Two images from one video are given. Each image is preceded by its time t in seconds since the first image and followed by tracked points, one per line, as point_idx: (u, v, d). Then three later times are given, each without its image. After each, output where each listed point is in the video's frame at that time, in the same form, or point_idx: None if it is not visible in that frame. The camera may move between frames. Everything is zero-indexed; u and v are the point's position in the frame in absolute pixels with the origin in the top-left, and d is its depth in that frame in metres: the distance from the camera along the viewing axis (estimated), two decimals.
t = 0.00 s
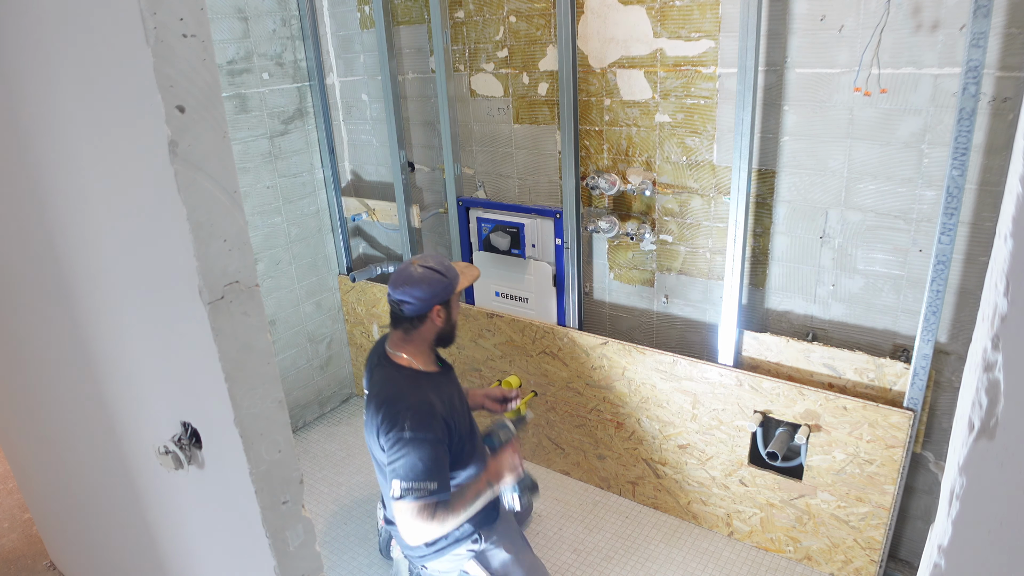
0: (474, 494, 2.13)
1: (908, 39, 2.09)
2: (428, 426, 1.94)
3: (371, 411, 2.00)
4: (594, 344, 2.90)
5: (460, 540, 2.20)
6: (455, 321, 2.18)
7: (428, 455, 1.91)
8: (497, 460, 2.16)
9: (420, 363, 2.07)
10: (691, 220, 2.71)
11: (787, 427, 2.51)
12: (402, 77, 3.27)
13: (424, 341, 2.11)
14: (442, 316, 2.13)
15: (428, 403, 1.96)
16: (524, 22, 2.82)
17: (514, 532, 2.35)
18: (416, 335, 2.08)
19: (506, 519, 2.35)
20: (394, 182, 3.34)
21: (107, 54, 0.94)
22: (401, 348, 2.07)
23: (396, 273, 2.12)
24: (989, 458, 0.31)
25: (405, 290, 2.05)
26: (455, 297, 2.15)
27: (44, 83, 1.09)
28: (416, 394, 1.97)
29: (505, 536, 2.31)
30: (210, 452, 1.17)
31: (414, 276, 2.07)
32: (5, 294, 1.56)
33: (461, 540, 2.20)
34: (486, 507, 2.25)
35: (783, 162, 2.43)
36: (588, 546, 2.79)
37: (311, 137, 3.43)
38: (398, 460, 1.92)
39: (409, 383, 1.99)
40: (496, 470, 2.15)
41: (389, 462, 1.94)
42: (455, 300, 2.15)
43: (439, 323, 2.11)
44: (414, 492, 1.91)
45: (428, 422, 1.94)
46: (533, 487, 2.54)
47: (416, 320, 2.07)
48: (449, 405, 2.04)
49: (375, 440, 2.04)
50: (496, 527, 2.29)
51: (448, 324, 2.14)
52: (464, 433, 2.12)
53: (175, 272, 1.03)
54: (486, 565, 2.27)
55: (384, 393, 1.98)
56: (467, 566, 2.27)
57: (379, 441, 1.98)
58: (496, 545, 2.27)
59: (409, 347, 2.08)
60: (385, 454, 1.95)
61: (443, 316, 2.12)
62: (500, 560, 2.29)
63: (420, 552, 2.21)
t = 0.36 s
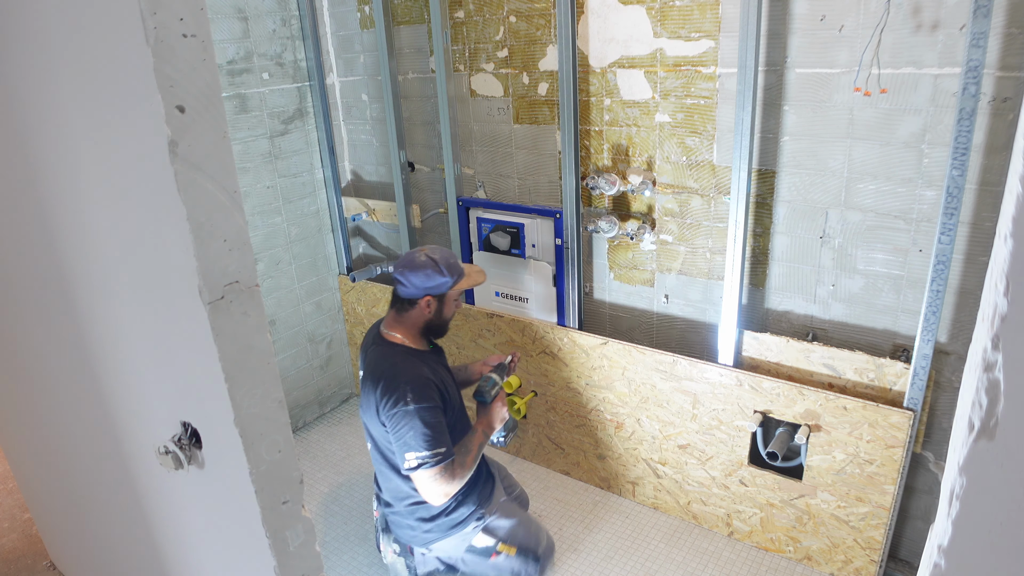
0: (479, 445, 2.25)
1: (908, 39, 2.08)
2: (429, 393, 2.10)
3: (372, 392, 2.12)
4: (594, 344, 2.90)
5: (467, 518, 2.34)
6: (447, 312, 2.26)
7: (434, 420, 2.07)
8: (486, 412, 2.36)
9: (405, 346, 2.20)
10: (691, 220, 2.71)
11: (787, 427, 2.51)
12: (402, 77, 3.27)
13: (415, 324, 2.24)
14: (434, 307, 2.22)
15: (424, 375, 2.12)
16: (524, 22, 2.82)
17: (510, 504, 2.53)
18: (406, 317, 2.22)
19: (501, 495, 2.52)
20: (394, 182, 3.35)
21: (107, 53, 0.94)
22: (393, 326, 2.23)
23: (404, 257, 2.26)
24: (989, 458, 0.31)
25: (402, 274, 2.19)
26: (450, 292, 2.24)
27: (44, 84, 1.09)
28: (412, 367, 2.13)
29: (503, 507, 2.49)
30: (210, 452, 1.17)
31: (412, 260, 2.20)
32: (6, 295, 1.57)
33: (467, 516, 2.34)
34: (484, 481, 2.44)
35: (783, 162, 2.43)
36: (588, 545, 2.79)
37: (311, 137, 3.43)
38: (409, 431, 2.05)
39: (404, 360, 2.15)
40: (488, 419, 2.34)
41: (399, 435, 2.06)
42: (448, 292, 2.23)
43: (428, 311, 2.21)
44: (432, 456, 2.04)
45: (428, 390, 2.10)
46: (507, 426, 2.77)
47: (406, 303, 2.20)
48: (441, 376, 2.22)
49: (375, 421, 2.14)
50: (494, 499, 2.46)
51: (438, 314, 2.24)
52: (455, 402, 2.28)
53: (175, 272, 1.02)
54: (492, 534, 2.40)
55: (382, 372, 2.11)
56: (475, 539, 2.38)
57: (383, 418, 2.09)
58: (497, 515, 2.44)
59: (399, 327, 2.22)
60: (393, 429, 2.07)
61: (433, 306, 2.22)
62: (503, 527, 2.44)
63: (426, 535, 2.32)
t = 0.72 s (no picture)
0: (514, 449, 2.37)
1: (908, 39, 2.08)
2: (486, 403, 2.18)
3: (427, 396, 2.15)
4: (594, 344, 2.89)
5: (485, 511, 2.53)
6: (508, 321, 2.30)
7: (488, 431, 2.18)
8: (524, 416, 2.44)
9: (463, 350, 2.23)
10: (691, 220, 2.71)
11: (787, 427, 2.50)
12: (402, 77, 3.27)
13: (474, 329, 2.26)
14: (498, 315, 2.25)
15: (484, 385, 2.20)
16: (524, 22, 2.81)
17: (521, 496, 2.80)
18: (468, 320, 2.24)
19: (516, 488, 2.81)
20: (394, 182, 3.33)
21: (107, 54, 0.94)
22: (452, 326, 2.25)
23: (474, 263, 2.28)
24: (989, 459, 0.31)
25: (474, 281, 2.19)
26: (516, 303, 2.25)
27: (44, 84, 1.09)
28: (471, 375, 2.18)
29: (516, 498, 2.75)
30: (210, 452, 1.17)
31: (486, 269, 2.22)
32: (6, 295, 1.57)
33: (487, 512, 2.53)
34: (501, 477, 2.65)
35: (783, 162, 2.43)
36: (588, 545, 2.79)
37: (311, 137, 3.43)
38: (463, 440, 2.16)
39: (464, 366, 2.19)
40: (525, 424, 2.43)
41: (453, 443, 2.17)
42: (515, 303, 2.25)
43: (491, 319, 2.24)
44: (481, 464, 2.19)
45: (486, 400, 2.18)
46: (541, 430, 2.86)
47: (473, 309, 2.22)
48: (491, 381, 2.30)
49: (423, 422, 2.19)
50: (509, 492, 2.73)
51: (500, 323, 2.27)
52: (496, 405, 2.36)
53: (175, 272, 1.03)
54: (505, 522, 2.63)
55: (442, 379, 2.15)
56: (488, 527, 2.60)
57: (437, 424, 2.16)
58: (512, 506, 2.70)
59: (459, 328, 2.24)
60: (447, 436, 2.16)
61: (498, 314, 2.25)
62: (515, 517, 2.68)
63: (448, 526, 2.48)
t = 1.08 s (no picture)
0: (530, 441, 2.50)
1: (908, 39, 2.08)
2: (497, 396, 2.25)
3: (440, 382, 2.27)
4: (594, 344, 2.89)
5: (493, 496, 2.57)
6: (527, 311, 2.39)
7: (498, 424, 2.24)
8: (540, 408, 2.53)
9: (482, 338, 2.37)
10: (691, 220, 2.71)
11: (787, 427, 2.50)
12: (402, 77, 3.27)
13: (494, 318, 2.38)
14: (518, 305, 2.34)
15: (497, 379, 2.27)
16: (524, 22, 2.81)
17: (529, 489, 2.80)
18: (486, 310, 2.36)
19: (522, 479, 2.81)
20: (394, 182, 3.33)
21: (107, 53, 0.94)
22: (472, 314, 2.38)
23: (497, 252, 2.33)
24: (989, 458, 0.31)
25: (495, 272, 2.27)
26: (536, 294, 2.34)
27: (44, 84, 1.09)
28: (483, 368, 2.27)
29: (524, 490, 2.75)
30: (210, 452, 1.17)
31: (507, 260, 2.27)
32: (6, 295, 1.57)
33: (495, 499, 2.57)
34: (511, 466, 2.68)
35: (783, 162, 2.44)
36: (588, 545, 2.80)
37: (311, 137, 3.43)
38: (471, 432, 2.23)
39: (476, 358, 2.29)
40: (540, 415, 2.53)
41: (462, 433, 2.25)
42: (533, 295, 2.33)
43: (511, 309, 2.34)
44: (489, 458, 2.25)
45: (495, 393, 2.25)
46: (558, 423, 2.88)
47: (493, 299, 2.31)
48: (507, 374, 2.37)
49: (438, 407, 2.33)
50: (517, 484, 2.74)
51: (519, 313, 2.37)
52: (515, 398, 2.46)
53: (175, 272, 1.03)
54: (512, 508, 2.60)
55: (453, 368, 2.26)
56: (495, 510, 2.60)
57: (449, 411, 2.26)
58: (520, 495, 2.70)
59: (477, 318, 2.38)
60: (456, 425, 2.25)
61: (516, 305, 2.34)
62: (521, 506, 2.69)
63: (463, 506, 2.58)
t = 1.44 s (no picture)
0: (515, 427, 2.57)
1: (908, 39, 2.08)
2: (473, 385, 2.37)
3: (418, 379, 2.38)
4: (594, 344, 2.90)
5: (470, 495, 2.61)
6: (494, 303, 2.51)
7: (479, 409, 2.36)
8: (522, 396, 2.66)
9: (456, 335, 2.46)
10: (691, 220, 2.71)
11: (787, 427, 2.50)
12: (402, 77, 3.27)
13: (465, 314, 2.48)
14: (488, 298, 2.46)
15: (470, 369, 2.40)
16: (524, 22, 2.81)
17: (515, 489, 2.77)
18: (457, 308, 2.45)
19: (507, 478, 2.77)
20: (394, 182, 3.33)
21: (107, 54, 0.94)
22: (442, 314, 2.46)
23: (458, 252, 2.43)
24: (989, 459, 0.31)
25: (462, 271, 2.37)
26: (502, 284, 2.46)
27: (44, 84, 1.09)
28: (457, 361, 2.40)
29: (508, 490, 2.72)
30: (210, 452, 1.17)
31: (470, 258, 2.38)
32: (6, 295, 1.57)
33: (472, 497, 2.61)
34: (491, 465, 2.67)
35: (783, 162, 2.44)
36: (588, 545, 2.79)
37: (311, 137, 3.43)
38: (455, 421, 2.35)
39: (450, 353, 2.41)
40: (525, 403, 2.65)
41: (445, 424, 2.36)
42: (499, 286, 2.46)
43: (482, 303, 2.45)
44: (474, 444, 2.35)
45: (472, 382, 2.37)
46: (552, 417, 2.84)
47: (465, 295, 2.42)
48: (481, 367, 2.50)
49: (418, 404, 2.43)
50: (500, 482, 2.70)
51: (488, 305, 2.48)
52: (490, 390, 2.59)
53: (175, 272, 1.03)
54: (490, 515, 2.66)
55: (430, 364, 2.37)
56: (476, 517, 2.65)
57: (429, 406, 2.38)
58: (501, 497, 2.67)
59: (450, 318, 2.46)
60: (439, 417, 2.36)
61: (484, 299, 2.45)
62: (501, 510, 2.67)
63: (438, 505, 2.64)
